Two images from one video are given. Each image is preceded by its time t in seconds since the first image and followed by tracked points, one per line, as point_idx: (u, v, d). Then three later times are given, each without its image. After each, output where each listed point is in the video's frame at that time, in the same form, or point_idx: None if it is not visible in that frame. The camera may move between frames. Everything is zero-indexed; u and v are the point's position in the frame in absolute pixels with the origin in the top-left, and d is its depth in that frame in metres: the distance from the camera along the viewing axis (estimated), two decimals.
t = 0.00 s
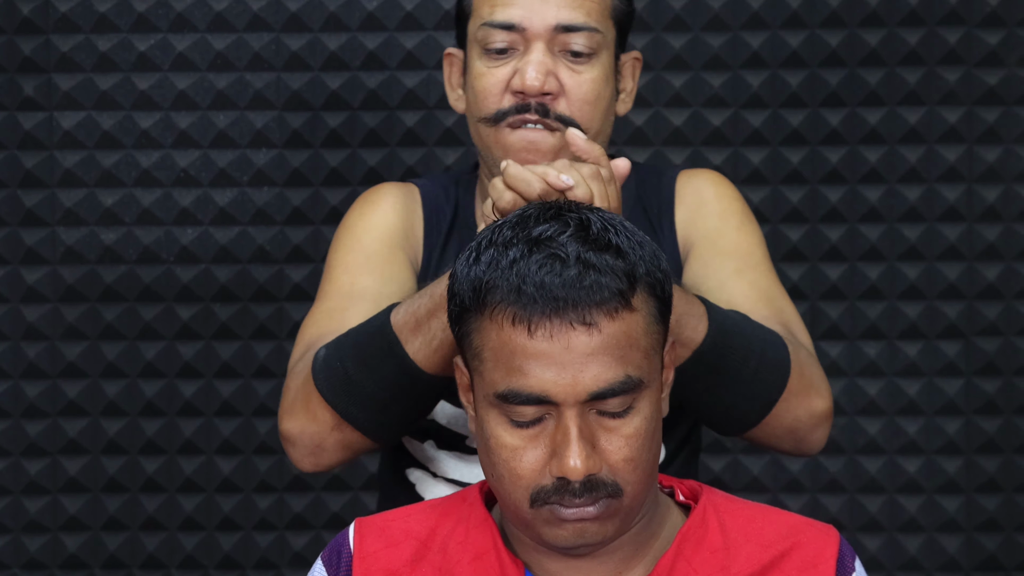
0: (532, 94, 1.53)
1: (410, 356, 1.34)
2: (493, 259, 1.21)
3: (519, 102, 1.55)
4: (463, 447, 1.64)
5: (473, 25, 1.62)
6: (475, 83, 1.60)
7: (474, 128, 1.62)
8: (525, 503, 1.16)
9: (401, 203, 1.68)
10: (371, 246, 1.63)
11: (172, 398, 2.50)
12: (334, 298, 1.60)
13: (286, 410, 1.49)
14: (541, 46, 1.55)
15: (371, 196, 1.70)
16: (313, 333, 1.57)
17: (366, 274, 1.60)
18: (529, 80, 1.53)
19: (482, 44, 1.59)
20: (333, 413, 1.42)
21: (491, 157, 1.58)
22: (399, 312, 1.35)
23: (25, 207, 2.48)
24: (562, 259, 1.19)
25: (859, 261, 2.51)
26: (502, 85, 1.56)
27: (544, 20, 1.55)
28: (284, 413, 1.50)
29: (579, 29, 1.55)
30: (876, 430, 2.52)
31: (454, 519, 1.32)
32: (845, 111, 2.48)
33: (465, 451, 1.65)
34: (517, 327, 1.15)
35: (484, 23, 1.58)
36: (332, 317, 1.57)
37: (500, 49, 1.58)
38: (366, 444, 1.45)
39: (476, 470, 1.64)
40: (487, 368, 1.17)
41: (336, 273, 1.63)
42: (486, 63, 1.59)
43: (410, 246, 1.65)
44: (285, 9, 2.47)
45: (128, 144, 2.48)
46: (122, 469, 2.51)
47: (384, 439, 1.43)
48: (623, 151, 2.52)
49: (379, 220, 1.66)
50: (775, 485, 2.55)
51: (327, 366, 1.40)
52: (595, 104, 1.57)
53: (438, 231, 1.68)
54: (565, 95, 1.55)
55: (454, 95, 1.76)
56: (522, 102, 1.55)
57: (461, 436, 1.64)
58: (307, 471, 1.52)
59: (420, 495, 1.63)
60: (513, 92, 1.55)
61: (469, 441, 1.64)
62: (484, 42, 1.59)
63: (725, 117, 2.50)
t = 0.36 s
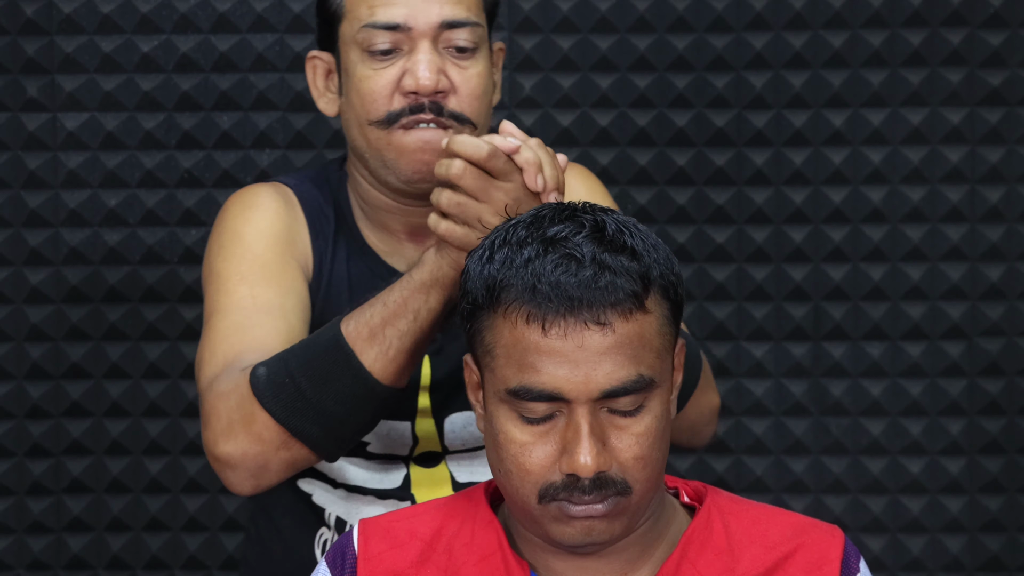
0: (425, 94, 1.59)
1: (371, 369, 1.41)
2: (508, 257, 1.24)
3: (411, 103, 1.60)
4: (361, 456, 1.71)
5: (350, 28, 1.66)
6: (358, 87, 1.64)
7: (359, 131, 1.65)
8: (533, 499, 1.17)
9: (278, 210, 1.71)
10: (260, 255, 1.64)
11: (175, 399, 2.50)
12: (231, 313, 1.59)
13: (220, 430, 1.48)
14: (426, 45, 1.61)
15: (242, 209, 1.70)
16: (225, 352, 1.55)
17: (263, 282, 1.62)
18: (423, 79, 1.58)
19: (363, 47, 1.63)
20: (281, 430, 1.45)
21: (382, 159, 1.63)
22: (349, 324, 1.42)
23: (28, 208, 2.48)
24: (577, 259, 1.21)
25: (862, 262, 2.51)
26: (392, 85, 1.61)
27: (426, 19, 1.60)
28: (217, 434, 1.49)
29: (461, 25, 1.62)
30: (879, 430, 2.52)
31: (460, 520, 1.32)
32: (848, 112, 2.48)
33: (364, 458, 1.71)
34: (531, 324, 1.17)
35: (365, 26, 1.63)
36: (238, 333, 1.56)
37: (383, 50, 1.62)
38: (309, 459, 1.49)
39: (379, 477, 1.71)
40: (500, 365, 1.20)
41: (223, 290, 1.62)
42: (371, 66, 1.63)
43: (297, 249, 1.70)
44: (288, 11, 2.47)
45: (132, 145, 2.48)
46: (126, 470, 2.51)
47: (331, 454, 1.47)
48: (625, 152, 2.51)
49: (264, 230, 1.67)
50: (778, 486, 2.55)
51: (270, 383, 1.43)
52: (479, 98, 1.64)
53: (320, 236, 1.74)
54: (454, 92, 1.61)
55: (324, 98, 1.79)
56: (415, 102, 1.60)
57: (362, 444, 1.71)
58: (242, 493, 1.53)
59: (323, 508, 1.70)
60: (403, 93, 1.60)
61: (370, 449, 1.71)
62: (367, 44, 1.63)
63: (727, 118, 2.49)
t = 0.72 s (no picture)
0: (376, 100, 1.53)
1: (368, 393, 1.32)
2: (540, 258, 1.26)
3: (362, 109, 1.54)
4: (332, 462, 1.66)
5: (288, 35, 1.58)
6: (304, 97, 1.57)
7: (310, 141, 1.59)
8: (549, 502, 1.21)
9: (231, 220, 1.59)
10: (222, 267, 1.53)
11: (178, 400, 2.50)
12: (200, 330, 1.47)
13: (210, 450, 1.37)
14: (369, 50, 1.54)
15: (195, 220, 1.58)
16: (202, 369, 1.43)
17: (230, 293, 1.50)
18: (372, 86, 1.52)
19: (305, 57, 1.56)
20: (274, 449, 1.34)
21: (337, 168, 1.58)
22: (341, 346, 1.32)
23: (30, 208, 2.48)
24: (613, 268, 1.24)
25: (864, 262, 2.51)
26: (340, 94, 1.54)
27: (367, 22, 1.53)
28: (208, 453, 1.37)
29: (402, 25, 1.56)
30: (881, 431, 2.52)
31: (465, 521, 1.32)
32: (850, 112, 2.48)
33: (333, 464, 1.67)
34: (563, 331, 1.20)
35: (303, 35, 1.55)
36: (212, 351, 1.45)
37: (326, 59, 1.55)
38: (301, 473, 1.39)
39: (350, 483, 1.67)
40: (526, 368, 1.23)
41: (188, 308, 1.50)
42: (315, 75, 1.56)
43: (257, 255, 1.59)
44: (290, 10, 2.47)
45: (134, 145, 2.48)
46: (128, 470, 2.51)
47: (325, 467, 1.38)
48: (627, 152, 2.50)
49: (224, 241, 1.56)
50: (780, 487, 2.55)
51: (258, 404, 1.33)
52: (427, 97, 1.59)
53: (279, 238, 1.64)
54: (403, 94, 1.56)
55: (262, 109, 1.71)
56: (366, 109, 1.54)
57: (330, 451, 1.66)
58: (235, 509, 1.42)
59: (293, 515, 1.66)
60: (352, 100, 1.54)
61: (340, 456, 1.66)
62: (308, 54, 1.55)
63: (730, 119, 2.49)
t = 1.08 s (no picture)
0: (369, 120, 1.55)
1: (382, 400, 1.35)
2: (548, 255, 1.28)
3: (355, 129, 1.56)
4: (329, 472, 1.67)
5: (282, 55, 1.60)
6: (298, 117, 1.59)
7: (305, 160, 1.62)
8: (552, 498, 1.22)
9: (230, 236, 1.59)
10: (225, 283, 1.52)
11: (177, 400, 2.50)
12: (208, 348, 1.47)
13: (230, 466, 1.38)
14: (362, 69, 1.57)
15: (195, 238, 1.57)
16: (216, 388, 1.43)
17: (234, 310, 1.50)
18: (366, 105, 1.54)
19: (299, 77, 1.58)
20: (294, 463, 1.36)
21: (330, 186, 1.60)
22: (353, 355, 1.35)
23: (29, 208, 2.48)
24: (620, 265, 1.26)
25: (863, 262, 2.51)
26: (334, 114, 1.57)
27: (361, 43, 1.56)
28: (228, 470, 1.38)
29: (394, 45, 1.59)
30: (880, 430, 2.53)
31: (465, 521, 1.33)
32: (848, 112, 2.48)
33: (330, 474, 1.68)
34: (570, 326, 1.22)
35: (297, 56, 1.57)
36: (225, 368, 1.44)
37: (319, 79, 1.58)
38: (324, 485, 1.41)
39: (346, 493, 1.68)
40: (532, 363, 1.24)
41: (194, 327, 1.49)
42: (308, 95, 1.58)
43: (257, 270, 1.59)
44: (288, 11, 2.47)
45: (132, 146, 2.49)
46: (126, 471, 2.51)
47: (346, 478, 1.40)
48: (626, 152, 2.50)
49: (226, 256, 1.56)
50: (779, 487, 2.55)
51: (278, 418, 1.35)
52: (418, 114, 1.61)
53: (280, 259, 1.65)
54: (396, 113, 1.58)
55: (255, 125, 1.73)
56: (359, 128, 1.56)
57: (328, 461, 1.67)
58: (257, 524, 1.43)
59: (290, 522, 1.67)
60: (345, 120, 1.56)
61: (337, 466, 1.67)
62: (301, 75, 1.58)
63: (728, 119, 2.49)
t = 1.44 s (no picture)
0: (271, 114, 1.52)
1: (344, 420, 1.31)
2: (569, 256, 1.39)
3: (255, 124, 1.53)
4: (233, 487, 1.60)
5: (168, 46, 1.54)
6: (191, 114, 1.54)
7: (195, 157, 1.57)
8: (558, 499, 1.33)
9: (120, 241, 1.49)
10: (127, 293, 1.43)
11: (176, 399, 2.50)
12: (119, 365, 1.38)
13: (172, 493, 1.31)
14: (259, 62, 1.53)
15: (82, 244, 1.47)
16: (138, 407, 1.35)
17: (136, 321, 1.41)
18: (268, 100, 1.51)
19: (191, 70, 1.53)
20: (245, 487, 1.31)
21: (224, 182, 1.57)
22: (314, 372, 1.30)
23: (28, 208, 2.48)
24: (640, 272, 1.36)
25: (862, 262, 2.51)
26: (230, 109, 1.53)
27: (257, 33, 1.52)
28: (169, 497, 1.31)
29: (289, 35, 1.56)
30: (879, 430, 2.53)
31: (461, 523, 1.46)
32: (848, 111, 2.48)
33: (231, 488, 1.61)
34: (587, 328, 1.32)
35: (190, 48, 1.52)
36: (144, 387, 1.36)
37: (214, 72, 1.53)
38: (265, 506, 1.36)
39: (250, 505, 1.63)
40: (546, 363, 1.34)
41: (93, 346, 1.40)
42: (200, 89, 1.53)
43: (152, 278, 1.50)
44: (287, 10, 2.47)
45: (131, 145, 2.49)
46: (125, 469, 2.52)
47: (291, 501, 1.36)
48: (625, 151, 2.50)
49: (122, 263, 1.46)
50: (778, 486, 2.55)
51: (228, 441, 1.29)
52: (309, 105, 1.60)
53: (171, 258, 1.58)
54: (293, 106, 1.57)
55: (126, 120, 1.63)
56: (261, 124, 1.53)
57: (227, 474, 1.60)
58: (191, 549, 1.37)
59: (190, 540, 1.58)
60: (244, 115, 1.53)
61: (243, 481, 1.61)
62: (194, 68, 1.52)
63: (727, 118, 2.49)
